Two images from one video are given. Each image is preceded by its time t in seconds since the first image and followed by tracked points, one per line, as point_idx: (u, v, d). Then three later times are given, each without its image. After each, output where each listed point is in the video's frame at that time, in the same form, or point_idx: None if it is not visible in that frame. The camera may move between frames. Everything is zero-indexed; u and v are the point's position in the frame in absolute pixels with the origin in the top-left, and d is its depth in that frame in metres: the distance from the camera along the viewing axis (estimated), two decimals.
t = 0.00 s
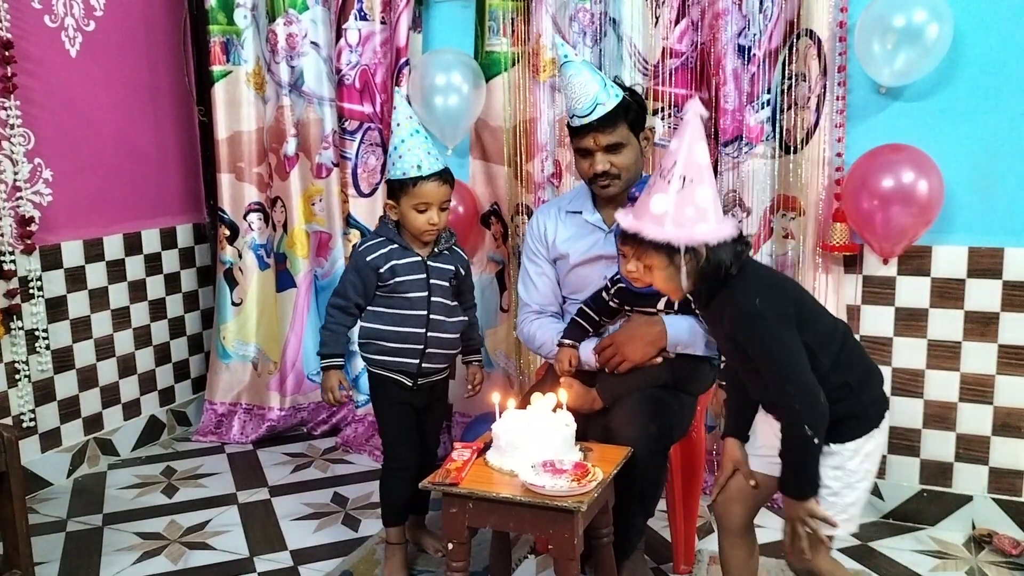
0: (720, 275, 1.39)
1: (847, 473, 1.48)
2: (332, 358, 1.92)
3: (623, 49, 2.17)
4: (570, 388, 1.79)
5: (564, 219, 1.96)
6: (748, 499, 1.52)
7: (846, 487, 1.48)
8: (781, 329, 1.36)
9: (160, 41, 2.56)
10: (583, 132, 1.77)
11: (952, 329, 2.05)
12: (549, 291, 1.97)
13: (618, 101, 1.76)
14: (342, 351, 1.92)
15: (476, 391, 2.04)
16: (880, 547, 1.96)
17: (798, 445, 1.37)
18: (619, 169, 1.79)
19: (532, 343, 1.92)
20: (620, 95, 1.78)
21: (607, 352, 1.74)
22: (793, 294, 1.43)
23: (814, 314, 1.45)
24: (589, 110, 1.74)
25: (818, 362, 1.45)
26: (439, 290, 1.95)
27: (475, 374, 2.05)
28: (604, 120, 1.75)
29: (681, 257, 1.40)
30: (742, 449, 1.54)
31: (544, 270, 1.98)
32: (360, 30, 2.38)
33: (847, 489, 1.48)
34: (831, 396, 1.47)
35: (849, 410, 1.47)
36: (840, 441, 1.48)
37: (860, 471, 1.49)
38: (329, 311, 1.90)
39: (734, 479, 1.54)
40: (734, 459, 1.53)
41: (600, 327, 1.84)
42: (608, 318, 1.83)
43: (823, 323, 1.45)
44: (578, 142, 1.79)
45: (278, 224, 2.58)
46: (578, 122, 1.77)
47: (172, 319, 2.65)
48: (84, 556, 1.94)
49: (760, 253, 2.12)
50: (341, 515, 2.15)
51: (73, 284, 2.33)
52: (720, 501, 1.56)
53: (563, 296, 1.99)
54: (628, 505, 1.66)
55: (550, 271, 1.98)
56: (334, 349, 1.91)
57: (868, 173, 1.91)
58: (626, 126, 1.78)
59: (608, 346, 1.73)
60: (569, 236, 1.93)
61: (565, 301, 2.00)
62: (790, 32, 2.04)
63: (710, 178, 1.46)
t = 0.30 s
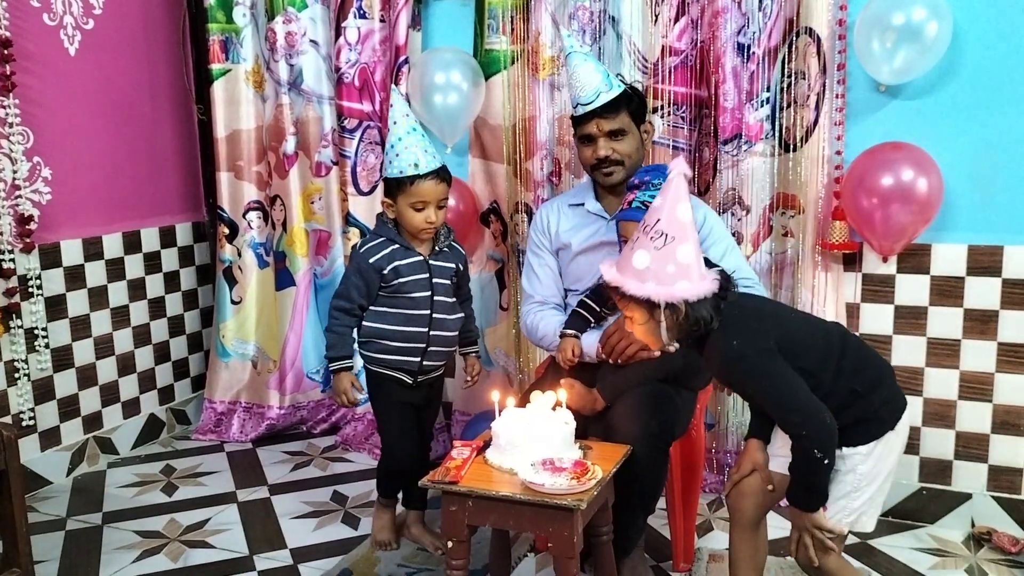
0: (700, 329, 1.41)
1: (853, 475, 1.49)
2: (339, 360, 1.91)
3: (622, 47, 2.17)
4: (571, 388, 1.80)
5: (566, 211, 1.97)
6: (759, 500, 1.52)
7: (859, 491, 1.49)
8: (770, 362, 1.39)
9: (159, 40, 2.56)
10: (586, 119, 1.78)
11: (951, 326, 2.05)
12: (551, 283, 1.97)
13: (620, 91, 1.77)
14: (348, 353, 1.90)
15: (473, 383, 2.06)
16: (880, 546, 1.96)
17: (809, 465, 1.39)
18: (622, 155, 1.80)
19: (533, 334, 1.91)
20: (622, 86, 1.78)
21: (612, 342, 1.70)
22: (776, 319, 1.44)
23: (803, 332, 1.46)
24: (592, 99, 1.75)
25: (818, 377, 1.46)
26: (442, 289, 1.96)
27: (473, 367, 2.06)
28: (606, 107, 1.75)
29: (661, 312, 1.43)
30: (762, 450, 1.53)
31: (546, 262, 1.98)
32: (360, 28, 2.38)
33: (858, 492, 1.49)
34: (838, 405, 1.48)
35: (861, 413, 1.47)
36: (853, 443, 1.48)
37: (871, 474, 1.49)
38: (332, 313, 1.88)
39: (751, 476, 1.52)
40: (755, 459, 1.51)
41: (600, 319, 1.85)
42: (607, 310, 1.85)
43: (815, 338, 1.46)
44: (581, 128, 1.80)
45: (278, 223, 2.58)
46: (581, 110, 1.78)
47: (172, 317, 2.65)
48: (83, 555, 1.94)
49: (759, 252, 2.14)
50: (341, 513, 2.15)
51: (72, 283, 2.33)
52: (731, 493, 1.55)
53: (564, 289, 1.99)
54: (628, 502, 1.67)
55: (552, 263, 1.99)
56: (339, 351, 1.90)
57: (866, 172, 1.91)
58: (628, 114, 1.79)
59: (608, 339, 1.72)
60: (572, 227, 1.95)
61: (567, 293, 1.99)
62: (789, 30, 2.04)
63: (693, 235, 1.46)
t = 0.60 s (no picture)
0: (686, 331, 1.41)
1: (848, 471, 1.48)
2: (341, 367, 1.91)
3: (621, 47, 2.17)
4: (574, 383, 1.76)
5: (568, 206, 1.97)
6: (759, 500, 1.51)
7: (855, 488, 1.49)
8: (754, 362, 1.38)
9: (158, 39, 2.56)
10: (589, 120, 1.77)
11: (951, 326, 2.05)
12: (553, 278, 1.97)
13: (621, 92, 1.77)
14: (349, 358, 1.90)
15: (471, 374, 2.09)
16: (879, 545, 1.96)
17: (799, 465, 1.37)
18: (625, 154, 1.80)
19: (535, 327, 1.89)
20: (624, 86, 1.78)
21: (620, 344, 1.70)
22: (759, 320, 1.44)
23: (788, 334, 1.45)
24: (595, 100, 1.75)
25: (804, 378, 1.46)
26: (443, 284, 1.97)
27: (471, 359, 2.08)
28: (609, 108, 1.75)
29: (648, 314, 1.44)
30: (755, 450, 1.55)
31: (549, 257, 1.98)
32: (358, 27, 2.38)
33: (853, 491, 1.49)
34: (828, 404, 1.48)
35: (852, 412, 1.47)
36: (846, 441, 1.48)
37: (866, 473, 1.49)
38: (334, 319, 1.89)
39: (745, 477, 1.53)
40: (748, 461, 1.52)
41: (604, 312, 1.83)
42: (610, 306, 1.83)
43: (800, 340, 1.46)
44: (584, 128, 1.79)
45: (277, 222, 2.58)
46: (584, 111, 1.77)
47: (171, 316, 2.65)
48: (82, 554, 1.94)
49: (758, 251, 2.14)
50: (340, 512, 2.15)
51: (71, 282, 2.33)
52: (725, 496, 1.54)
53: (566, 285, 1.98)
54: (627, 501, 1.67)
55: (555, 258, 1.98)
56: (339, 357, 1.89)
57: (864, 171, 1.92)
58: (631, 114, 1.79)
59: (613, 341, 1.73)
60: (574, 223, 1.94)
61: (569, 288, 1.99)
62: (789, 29, 2.04)
63: (678, 239, 1.48)
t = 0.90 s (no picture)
0: (678, 332, 1.44)
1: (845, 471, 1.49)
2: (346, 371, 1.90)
3: (620, 48, 2.16)
4: (570, 385, 1.78)
5: (565, 210, 1.97)
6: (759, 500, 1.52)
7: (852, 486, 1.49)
8: (745, 363, 1.38)
9: (158, 40, 2.56)
10: (581, 126, 1.76)
11: (950, 327, 2.05)
12: (550, 283, 1.97)
13: (612, 96, 1.76)
14: (354, 363, 1.90)
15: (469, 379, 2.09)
16: (878, 546, 1.96)
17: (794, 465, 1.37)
18: (616, 162, 1.80)
19: (533, 333, 1.90)
20: (615, 90, 1.77)
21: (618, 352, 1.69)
22: (750, 320, 1.43)
23: (778, 333, 1.45)
24: (586, 105, 1.74)
25: (797, 377, 1.45)
26: (443, 285, 1.97)
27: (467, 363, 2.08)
28: (599, 115, 1.75)
29: (640, 317, 1.47)
30: (750, 451, 1.51)
31: (545, 261, 1.98)
32: (358, 29, 2.38)
33: (849, 489, 1.49)
34: (820, 404, 1.47)
35: (845, 411, 1.47)
36: (840, 441, 1.48)
37: (862, 471, 1.50)
38: (336, 324, 1.88)
39: (741, 478, 1.52)
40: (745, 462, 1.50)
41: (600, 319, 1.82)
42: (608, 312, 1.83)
43: (792, 339, 1.46)
44: (575, 135, 1.79)
45: (276, 223, 2.58)
46: (576, 117, 1.77)
47: (171, 318, 2.65)
48: (82, 555, 1.94)
49: (757, 253, 2.13)
50: (340, 513, 2.15)
51: (70, 283, 2.33)
52: (723, 494, 1.55)
53: (562, 288, 1.99)
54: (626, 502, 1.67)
55: (551, 262, 1.99)
56: (341, 359, 1.89)
57: (864, 172, 1.92)
58: (623, 120, 1.77)
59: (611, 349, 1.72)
60: (570, 229, 1.95)
61: (566, 293, 2.00)
62: (788, 30, 2.04)
63: (668, 241, 1.52)
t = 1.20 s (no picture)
0: (674, 336, 1.43)
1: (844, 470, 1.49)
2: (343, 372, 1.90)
3: (621, 50, 2.16)
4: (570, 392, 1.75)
5: (555, 222, 1.97)
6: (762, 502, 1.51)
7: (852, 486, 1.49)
8: (741, 366, 1.38)
9: (158, 42, 2.56)
10: (566, 137, 1.76)
11: (951, 329, 2.05)
12: (543, 294, 1.97)
13: (599, 104, 1.75)
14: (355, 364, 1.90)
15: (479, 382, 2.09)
16: (879, 548, 1.96)
17: (793, 467, 1.37)
18: (603, 175, 1.80)
19: (528, 346, 1.90)
20: (602, 98, 1.77)
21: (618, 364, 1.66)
22: (746, 323, 1.44)
23: (775, 334, 1.45)
24: (571, 116, 1.74)
25: (794, 379, 1.46)
26: (447, 287, 1.98)
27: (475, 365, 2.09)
28: (585, 125, 1.74)
29: (635, 322, 1.45)
30: (752, 453, 1.52)
31: (536, 273, 1.98)
32: (359, 31, 2.39)
33: (850, 489, 1.49)
34: (819, 405, 1.48)
35: (844, 411, 1.47)
36: (839, 441, 1.49)
37: (862, 471, 1.50)
38: (338, 324, 1.88)
39: (743, 479, 1.52)
40: (746, 463, 1.51)
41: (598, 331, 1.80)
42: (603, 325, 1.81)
43: (789, 340, 1.46)
44: (562, 146, 1.79)
45: (277, 224, 2.58)
46: (561, 128, 1.76)
47: (171, 319, 2.65)
48: (82, 557, 1.94)
49: (757, 254, 2.13)
50: (340, 515, 2.15)
51: (71, 285, 2.33)
52: (722, 496, 1.55)
53: (555, 299, 2.00)
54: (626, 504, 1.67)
55: (543, 273, 1.99)
56: (340, 361, 1.89)
57: (865, 174, 1.92)
58: (609, 130, 1.77)
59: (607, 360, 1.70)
60: (559, 240, 1.95)
61: (559, 304, 2.00)
62: (788, 33, 2.04)
63: (660, 244, 1.50)
